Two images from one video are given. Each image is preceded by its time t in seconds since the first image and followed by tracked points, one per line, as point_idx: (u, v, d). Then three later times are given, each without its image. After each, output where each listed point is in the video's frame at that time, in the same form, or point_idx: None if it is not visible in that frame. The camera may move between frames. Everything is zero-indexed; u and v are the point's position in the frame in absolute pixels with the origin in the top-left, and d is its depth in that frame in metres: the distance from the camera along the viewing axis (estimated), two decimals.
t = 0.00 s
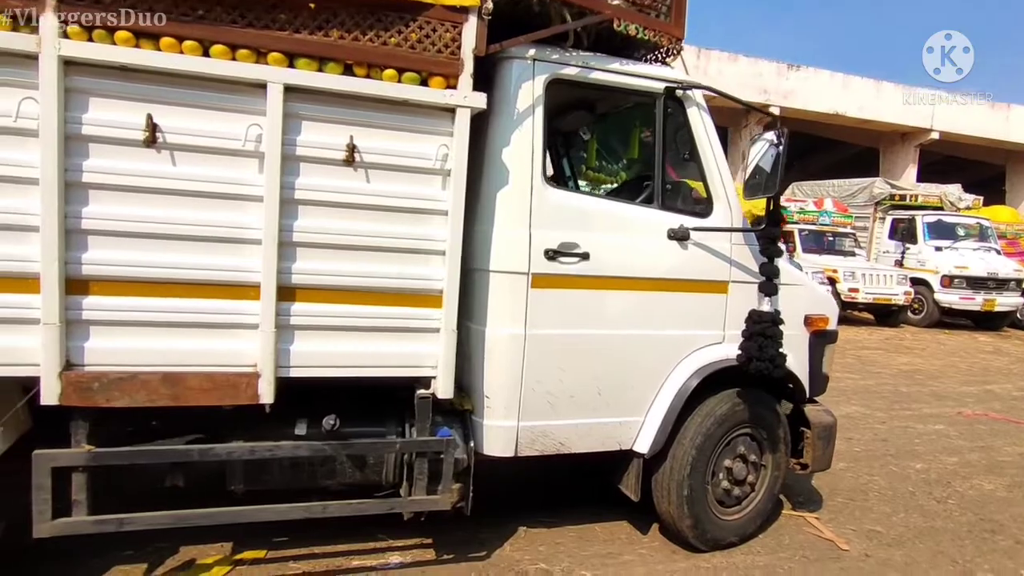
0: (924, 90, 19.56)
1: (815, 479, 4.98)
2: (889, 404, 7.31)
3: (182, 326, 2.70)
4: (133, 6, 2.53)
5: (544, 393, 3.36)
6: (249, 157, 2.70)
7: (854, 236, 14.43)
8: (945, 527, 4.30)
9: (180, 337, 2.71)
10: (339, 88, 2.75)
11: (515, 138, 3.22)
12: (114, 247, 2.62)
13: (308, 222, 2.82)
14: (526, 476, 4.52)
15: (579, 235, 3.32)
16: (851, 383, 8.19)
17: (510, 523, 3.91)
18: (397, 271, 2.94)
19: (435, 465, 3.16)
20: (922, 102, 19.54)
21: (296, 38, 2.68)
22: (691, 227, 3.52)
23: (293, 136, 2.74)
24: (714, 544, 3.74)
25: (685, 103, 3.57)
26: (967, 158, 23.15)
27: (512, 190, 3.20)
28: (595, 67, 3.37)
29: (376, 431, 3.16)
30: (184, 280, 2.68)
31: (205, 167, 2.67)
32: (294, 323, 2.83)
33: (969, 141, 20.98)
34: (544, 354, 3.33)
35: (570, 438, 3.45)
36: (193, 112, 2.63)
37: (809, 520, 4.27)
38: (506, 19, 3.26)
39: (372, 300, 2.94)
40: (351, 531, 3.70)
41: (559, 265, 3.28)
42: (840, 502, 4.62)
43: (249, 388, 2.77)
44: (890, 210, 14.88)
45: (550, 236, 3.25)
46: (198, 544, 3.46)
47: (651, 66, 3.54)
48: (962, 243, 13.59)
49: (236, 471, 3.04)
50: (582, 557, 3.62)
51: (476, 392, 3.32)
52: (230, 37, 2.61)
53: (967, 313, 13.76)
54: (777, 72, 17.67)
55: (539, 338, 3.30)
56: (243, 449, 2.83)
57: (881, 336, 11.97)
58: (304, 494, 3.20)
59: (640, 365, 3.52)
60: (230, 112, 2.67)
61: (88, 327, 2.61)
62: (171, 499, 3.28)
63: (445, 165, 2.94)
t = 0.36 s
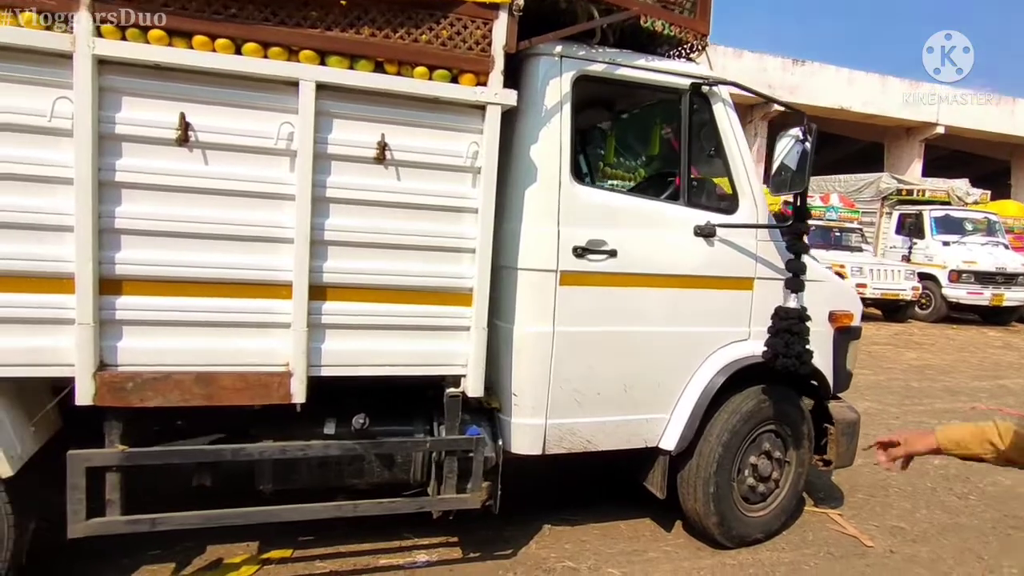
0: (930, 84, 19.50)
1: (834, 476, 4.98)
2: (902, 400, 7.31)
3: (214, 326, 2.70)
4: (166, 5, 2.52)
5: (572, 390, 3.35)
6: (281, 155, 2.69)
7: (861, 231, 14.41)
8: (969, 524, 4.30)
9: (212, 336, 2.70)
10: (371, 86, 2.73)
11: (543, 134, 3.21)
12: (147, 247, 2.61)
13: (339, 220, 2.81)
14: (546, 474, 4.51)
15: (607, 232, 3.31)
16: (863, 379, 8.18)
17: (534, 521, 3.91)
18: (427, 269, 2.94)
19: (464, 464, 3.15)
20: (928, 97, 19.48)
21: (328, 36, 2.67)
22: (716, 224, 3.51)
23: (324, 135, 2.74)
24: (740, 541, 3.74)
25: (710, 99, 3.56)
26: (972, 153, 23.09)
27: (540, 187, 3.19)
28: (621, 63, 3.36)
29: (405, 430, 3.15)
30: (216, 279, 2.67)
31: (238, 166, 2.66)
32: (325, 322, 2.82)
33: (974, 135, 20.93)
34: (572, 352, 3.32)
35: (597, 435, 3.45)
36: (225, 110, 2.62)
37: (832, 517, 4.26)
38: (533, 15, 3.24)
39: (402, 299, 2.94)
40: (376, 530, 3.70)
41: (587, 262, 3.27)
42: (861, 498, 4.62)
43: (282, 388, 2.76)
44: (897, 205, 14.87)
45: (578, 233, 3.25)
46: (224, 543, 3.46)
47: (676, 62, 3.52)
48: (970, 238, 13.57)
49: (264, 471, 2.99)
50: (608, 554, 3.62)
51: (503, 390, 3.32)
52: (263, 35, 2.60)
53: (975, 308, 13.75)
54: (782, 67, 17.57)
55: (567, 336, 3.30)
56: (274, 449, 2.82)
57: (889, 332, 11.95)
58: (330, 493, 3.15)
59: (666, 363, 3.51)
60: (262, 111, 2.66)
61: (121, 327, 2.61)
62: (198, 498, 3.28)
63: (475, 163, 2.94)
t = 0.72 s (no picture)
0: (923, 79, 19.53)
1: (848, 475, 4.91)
2: (909, 396, 7.25)
3: (220, 334, 2.58)
4: None
5: (588, 395, 3.25)
6: (288, 155, 2.58)
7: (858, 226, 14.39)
8: (989, 523, 4.25)
9: (218, 345, 2.59)
10: (381, 82, 2.63)
11: (557, 131, 3.11)
12: (149, 253, 2.49)
13: (349, 222, 2.70)
14: (557, 480, 4.41)
15: (622, 231, 3.21)
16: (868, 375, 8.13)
17: (547, 528, 3.81)
18: (440, 273, 2.84)
19: (480, 472, 3.05)
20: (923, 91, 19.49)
21: (335, 30, 2.56)
22: (734, 221, 3.42)
23: (333, 133, 2.63)
24: (759, 545, 3.65)
25: (725, 93, 3.47)
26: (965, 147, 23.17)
27: (554, 186, 3.09)
28: (635, 57, 3.27)
29: (417, 438, 3.04)
30: (221, 285, 2.56)
31: (243, 167, 2.55)
32: (335, 329, 2.71)
33: (967, 129, 20.99)
34: (588, 355, 3.22)
35: (614, 440, 3.35)
36: (229, 109, 2.51)
37: (850, 518, 4.19)
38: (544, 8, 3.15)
39: (415, 303, 2.83)
40: (386, 541, 3.59)
41: (602, 263, 3.17)
42: (877, 498, 4.55)
43: (291, 397, 2.65)
44: (893, 200, 14.86)
45: (593, 232, 3.15)
46: (230, 558, 3.34)
47: (689, 55, 3.44)
48: (968, 232, 13.57)
49: (273, 483, 2.85)
50: (626, 561, 3.53)
51: (518, 396, 3.21)
52: (268, 29, 2.50)
53: (974, 302, 13.76)
54: (777, 63, 17.43)
55: (583, 338, 3.20)
56: (284, 461, 2.70)
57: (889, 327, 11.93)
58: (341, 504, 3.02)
59: (684, 364, 3.42)
60: (268, 109, 2.55)
61: (122, 337, 2.49)
62: (202, 513, 3.16)
63: (488, 161, 2.84)
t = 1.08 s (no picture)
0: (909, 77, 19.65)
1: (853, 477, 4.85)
2: (907, 395, 7.22)
3: (213, 346, 2.45)
4: None
5: (597, 402, 3.15)
6: (284, 158, 2.46)
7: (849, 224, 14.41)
8: (999, 524, 4.21)
9: (212, 357, 2.46)
10: (380, 79, 2.51)
11: (562, 130, 3.00)
12: (137, 262, 2.36)
13: (349, 227, 2.58)
14: (561, 488, 4.30)
15: (630, 232, 3.12)
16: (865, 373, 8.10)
17: (553, 539, 3.71)
18: (444, 278, 2.72)
19: (487, 485, 2.94)
20: (909, 89, 19.60)
21: (333, 25, 2.45)
22: (743, 222, 3.34)
23: (330, 134, 2.51)
24: (770, 552, 3.57)
25: (732, 90, 3.39)
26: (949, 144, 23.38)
27: (559, 187, 2.99)
28: (640, 53, 3.18)
29: (421, 450, 2.93)
30: (215, 295, 2.43)
31: (236, 170, 2.42)
32: (335, 338, 2.59)
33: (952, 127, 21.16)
34: (596, 361, 3.12)
35: (623, 448, 3.25)
36: (220, 108, 2.39)
37: (859, 522, 4.12)
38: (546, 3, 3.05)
39: (417, 310, 2.71)
40: (387, 556, 3.47)
41: (609, 266, 3.07)
42: (884, 500, 4.49)
43: (290, 411, 2.53)
44: (883, 198, 14.92)
45: (600, 235, 3.05)
46: None
47: (694, 51, 3.35)
48: (956, 229, 13.56)
49: (271, 501, 2.72)
50: (635, 572, 3.44)
51: (524, 404, 3.10)
52: (261, 24, 2.37)
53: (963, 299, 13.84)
54: (766, 62, 17.32)
55: (591, 344, 3.10)
56: (283, 478, 2.57)
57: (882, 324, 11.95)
58: (342, 520, 2.88)
59: (693, 369, 3.33)
60: (262, 109, 2.43)
61: (110, 351, 2.35)
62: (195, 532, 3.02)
63: (493, 161, 2.73)
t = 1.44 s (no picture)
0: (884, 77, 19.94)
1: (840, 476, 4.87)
2: (889, 392, 7.28)
3: (194, 359, 2.36)
4: None
5: (589, 408, 3.10)
6: (266, 162, 2.38)
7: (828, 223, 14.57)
8: (985, 521, 4.25)
9: (192, 370, 2.37)
10: (366, 81, 2.44)
11: (551, 132, 2.95)
12: (113, 272, 2.26)
13: (334, 233, 2.51)
14: (551, 494, 4.25)
15: (621, 236, 3.08)
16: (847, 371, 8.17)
17: (544, 547, 3.65)
18: (433, 285, 2.66)
19: (479, 496, 2.87)
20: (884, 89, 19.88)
21: (316, 25, 2.37)
22: (733, 224, 3.32)
23: (315, 137, 2.44)
24: (763, 556, 3.55)
25: (721, 91, 3.37)
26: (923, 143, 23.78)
27: (549, 191, 2.94)
28: (629, 54, 3.14)
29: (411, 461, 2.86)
30: (196, 305, 2.34)
31: (217, 175, 2.34)
32: (321, 348, 2.51)
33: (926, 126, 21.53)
34: (588, 366, 3.07)
35: (616, 454, 3.21)
36: (199, 111, 2.30)
37: (849, 522, 4.13)
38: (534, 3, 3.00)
39: (406, 318, 2.64)
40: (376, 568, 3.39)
41: (600, 270, 3.03)
42: (872, 499, 4.51)
43: (276, 425, 2.44)
44: (860, 197, 15.10)
45: (591, 238, 3.00)
46: None
47: (683, 52, 3.33)
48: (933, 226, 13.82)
49: (256, 517, 2.63)
50: None
51: (515, 412, 3.04)
52: (242, 25, 2.29)
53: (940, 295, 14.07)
54: (744, 62, 17.51)
55: (583, 349, 3.05)
56: (269, 494, 2.48)
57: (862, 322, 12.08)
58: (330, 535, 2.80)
59: (685, 372, 3.29)
60: (243, 112, 2.34)
61: (85, 365, 2.25)
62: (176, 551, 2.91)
63: (481, 165, 2.67)
